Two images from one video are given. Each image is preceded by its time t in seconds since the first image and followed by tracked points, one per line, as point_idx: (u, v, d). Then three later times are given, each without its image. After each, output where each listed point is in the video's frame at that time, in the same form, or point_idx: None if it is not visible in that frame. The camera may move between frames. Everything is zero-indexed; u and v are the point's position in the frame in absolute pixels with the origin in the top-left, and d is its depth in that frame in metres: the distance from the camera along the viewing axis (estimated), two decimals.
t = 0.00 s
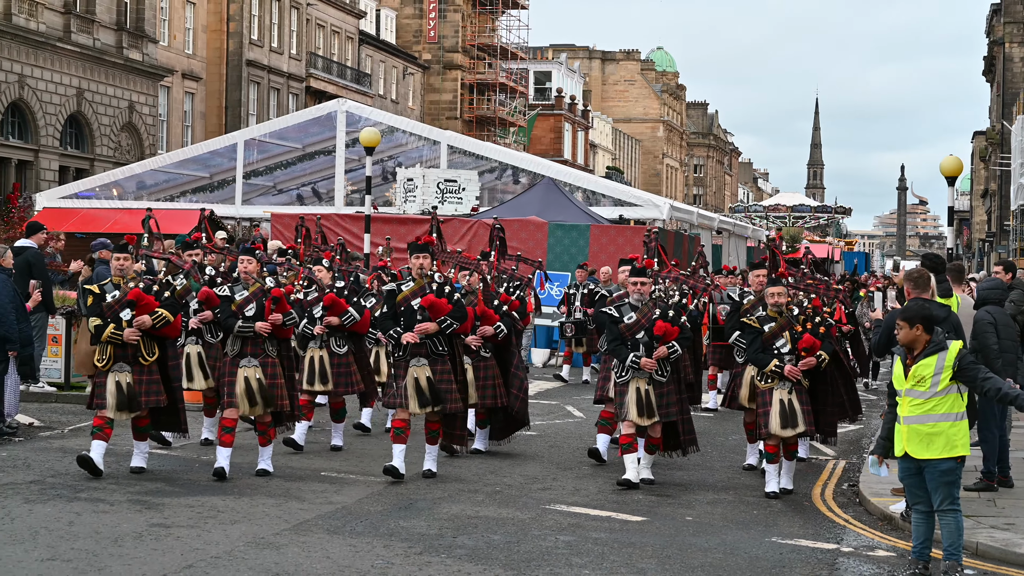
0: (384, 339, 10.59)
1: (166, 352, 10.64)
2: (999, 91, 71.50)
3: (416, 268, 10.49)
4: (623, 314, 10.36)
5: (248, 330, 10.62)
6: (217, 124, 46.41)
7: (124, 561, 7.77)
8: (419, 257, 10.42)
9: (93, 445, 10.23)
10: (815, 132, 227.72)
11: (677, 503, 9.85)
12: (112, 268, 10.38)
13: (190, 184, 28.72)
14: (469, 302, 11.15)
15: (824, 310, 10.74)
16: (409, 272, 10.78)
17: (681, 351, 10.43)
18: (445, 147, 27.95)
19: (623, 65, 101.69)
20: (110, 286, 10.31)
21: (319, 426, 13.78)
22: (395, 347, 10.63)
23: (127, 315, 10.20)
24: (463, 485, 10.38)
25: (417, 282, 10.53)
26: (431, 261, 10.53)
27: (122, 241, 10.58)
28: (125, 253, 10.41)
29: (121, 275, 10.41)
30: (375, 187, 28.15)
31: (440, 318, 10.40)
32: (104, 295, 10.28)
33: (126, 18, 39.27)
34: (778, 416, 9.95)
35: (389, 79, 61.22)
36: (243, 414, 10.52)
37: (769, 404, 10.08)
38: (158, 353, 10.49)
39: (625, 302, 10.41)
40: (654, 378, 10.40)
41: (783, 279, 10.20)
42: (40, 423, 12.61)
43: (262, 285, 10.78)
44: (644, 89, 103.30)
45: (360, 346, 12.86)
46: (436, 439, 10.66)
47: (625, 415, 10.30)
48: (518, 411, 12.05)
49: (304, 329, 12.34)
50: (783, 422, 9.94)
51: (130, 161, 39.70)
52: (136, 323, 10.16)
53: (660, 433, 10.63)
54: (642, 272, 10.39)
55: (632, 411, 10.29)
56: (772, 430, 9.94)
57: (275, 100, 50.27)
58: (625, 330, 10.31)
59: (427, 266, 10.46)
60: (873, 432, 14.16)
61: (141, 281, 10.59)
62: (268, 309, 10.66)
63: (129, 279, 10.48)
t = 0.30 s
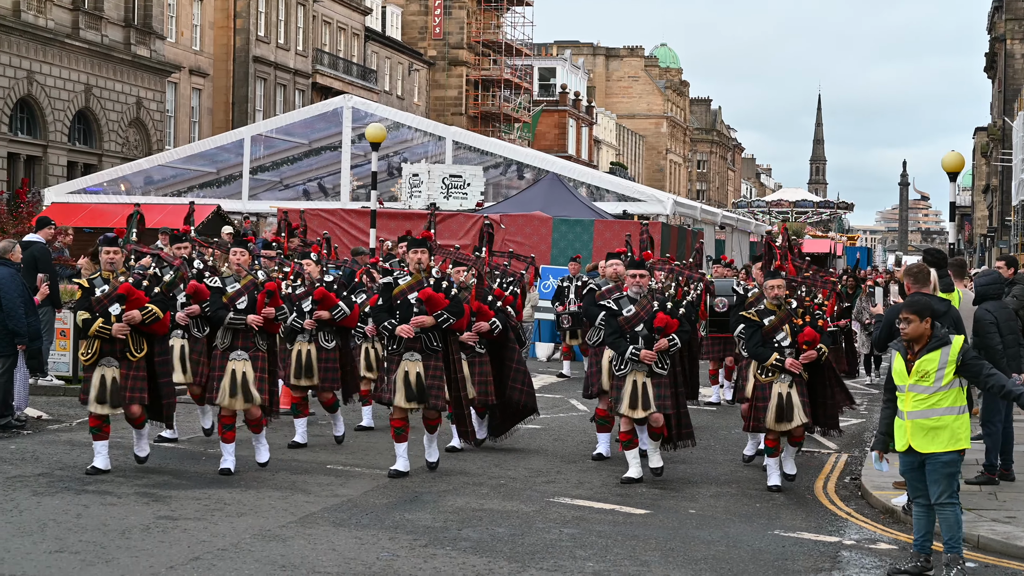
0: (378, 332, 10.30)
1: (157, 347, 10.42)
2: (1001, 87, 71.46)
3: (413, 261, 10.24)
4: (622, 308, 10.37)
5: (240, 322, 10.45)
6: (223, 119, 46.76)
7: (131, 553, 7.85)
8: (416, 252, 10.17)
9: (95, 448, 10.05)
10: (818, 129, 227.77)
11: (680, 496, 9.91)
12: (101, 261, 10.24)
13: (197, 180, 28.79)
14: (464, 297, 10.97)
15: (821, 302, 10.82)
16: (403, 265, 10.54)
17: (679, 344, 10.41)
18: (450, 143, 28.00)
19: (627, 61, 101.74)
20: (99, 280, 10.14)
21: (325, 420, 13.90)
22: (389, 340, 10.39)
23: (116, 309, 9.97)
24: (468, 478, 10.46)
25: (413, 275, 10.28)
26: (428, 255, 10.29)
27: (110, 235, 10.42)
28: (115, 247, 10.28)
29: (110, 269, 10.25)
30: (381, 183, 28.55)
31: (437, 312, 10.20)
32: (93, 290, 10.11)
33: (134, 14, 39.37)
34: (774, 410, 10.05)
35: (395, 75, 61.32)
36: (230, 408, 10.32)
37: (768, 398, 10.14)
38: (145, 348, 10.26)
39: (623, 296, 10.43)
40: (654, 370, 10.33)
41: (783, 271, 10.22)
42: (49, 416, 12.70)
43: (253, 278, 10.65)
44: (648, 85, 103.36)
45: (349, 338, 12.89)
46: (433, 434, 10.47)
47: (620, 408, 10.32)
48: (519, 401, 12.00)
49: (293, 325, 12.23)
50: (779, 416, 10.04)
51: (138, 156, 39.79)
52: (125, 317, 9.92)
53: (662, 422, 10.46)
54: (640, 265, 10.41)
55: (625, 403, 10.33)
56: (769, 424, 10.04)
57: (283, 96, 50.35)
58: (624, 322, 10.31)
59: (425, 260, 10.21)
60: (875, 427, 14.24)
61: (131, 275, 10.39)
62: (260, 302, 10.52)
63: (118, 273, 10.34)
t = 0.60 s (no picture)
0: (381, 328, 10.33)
1: (155, 344, 10.22)
2: (999, 85, 71.58)
3: (415, 257, 10.29)
4: (623, 306, 10.39)
5: (239, 322, 10.43)
6: (229, 118, 46.84)
7: (139, 548, 7.94)
8: (419, 248, 10.24)
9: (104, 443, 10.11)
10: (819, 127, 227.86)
11: (682, 491, 10.01)
12: (100, 257, 9.99)
13: (203, 178, 28.96)
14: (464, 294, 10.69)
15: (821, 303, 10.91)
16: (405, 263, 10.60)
17: (681, 344, 10.41)
18: (453, 142, 28.04)
19: (629, 60, 101.82)
20: (97, 276, 9.94)
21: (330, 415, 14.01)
22: (393, 338, 10.47)
23: (115, 306, 9.80)
24: (471, 473, 10.55)
25: (415, 272, 10.30)
26: (430, 252, 10.36)
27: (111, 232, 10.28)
28: (114, 242, 9.99)
29: (109, 265, 10.03)
30: (385, 181, 28.51)
31: (440, 310, 10.25)
32: (92, 285, 9.91)
33: (142, 14, 39.52)
34: (775, 407, 10.08)
35: (399, 74, 61.42)
36: (228, 408, 10.15)
37: (770, 396, 10.22)
38: (145, 346, 10.06)
39: (626, 295, 10.45)
40: (655, 370, 10.31)
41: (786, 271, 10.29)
42: (57, 412, 12.80)
43: (250, 277, 10.68)
44: (650, 84, 103.50)
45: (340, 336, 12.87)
46: (433, 433, 10.30)
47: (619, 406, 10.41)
48: (513, 401, 11.81)
49: (288, 322, 12.38)
50: (778, 413, 10.06)
51: (145, 155, 39.91)
52: (125, 314, 9.74)
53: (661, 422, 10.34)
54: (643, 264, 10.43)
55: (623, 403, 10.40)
56: (768, 422, 10.05)
57: (288, 95, 50.46)
58: (625, 322, 10.33)
59: (427, 256, 10.29)
60: (874, 422, 14.31)
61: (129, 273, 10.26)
62: (259, 302, 10.49)
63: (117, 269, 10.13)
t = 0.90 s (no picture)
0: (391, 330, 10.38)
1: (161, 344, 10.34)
2: (1001, 86, 71.62)
3: (425, 261, 10.35)
4: (632, 307, 10.35)
5: (245, 322, 10.40)
6: (238, 120, 47.00)
7: (148, 545, 8.04)
8: (427, 249, 10.28)
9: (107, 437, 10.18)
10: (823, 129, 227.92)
11: (686, 489, 10.09)
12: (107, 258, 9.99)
13: (212, 179, 29.08)
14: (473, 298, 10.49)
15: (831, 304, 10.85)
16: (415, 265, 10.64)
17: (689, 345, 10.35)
18: (459, 143, 28.17)
19: (633, 62, 101.90)
20: (106, 277, 10.00)
21: (337, 414, 14.11)
22: (402, 340, 10.49)
23: (125, 306, 9.88)
24: (477, 471, 10.65)
25: (425, 274, 10.37)
26: (439, 254, 10.39)
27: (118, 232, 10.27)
28: (123, 244, 9.98)
29: (118, 266, 10.07)
30: (392, 182, 28.55)
31: (451, 310, 10.25)
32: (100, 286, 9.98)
33: (151, 16, 39.75)
34: (785, 409, 10.02)
35: (406, 76, 61.56)
36: (238, 410, 10.24)
37: (779, 396, 10.16)
38: (153, 347, 10.17)
39: (634, 295, 10.41)
40: (663, 372, 10.25)
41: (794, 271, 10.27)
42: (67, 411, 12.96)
43: (255, 277, 10.55)
44: (654, 86, 103.59)
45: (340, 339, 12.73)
46: (441, 438, 10.25)
47: (626, 408, 10.28)
48: (507, 405, 11.75)
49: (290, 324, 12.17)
50: (789, 416, 10.00)
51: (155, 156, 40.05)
52: (133, 314, 9.81)
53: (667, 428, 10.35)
54: (654, 264, 10.35)
55: (633, 402, 10.26)
56: (779, 423, 10.01)
57: (296, 97, 50.62)
58: (633, 322, 10.31)
59: (436, 258, 10.34)
60: (878, 421, 14.37)
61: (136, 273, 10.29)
62: (266, 301, 10.46)
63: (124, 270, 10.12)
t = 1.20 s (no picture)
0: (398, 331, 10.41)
1: (164, 345, 10.29)
2: (1001, 89, 71.69)
3: (429, 260, 10.36)
4: (634, 307, 10.37)
5: (249, 325, 10.34)
6: (246, 123, 47.11)
7: (157, 543, 8.14)
8: (433, 248, 10.33)
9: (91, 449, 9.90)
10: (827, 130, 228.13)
11: (690, 488, 10.20)
12: (108, 259, 9.96)
13: (221, 181, 29.18)
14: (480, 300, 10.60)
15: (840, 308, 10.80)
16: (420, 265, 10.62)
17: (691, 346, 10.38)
18: (464, 146, 28.15)
19: (637, 66, 102.00)
20: (107, 278, 9.87)
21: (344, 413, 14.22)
22: (408, 340, 10.45)
23: (127, 308, 9.78)
24: (483, 470, 10.76)
25: (431, 274, 10.33)
26: (444, 254, 10.43)
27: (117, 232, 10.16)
28: (124, 244, 10.01)
29: (119, 267, 10.02)
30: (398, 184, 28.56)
31: (457, 308, 10.29)
32: (101, 288, 9.86)
33: (161, 20, 40.02)
34: (794, 409, 10.06)
35: (413, 80, 61.75)
36: (242, 410, 10.20)
37: (783, 397, 10.20)
38: (155, 348, 10.12)
39: (636, 295, 10.42)
40: (666, 372, 10.31)
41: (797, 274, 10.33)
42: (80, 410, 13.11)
43: (259, 277, 10.49)
44: (658, 89, 103.72)
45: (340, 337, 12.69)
46: (448, 437, 10.44)
47: (635, 410, 10.21)
48: (512, 405, 11.52)
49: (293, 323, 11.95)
50: (798, 416, 10.06)
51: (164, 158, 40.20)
52: (136, 317, 9.73)
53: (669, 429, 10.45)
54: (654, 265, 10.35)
55: (644, 405, 10.20)
56: (789, 423, 10.05)
57: (303, 101, 50.80)
58: (636, 323, 10.32)
59: (442, 257, 10.35)
60: (880, 420, 14.44)
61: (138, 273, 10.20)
62: (270, 303, 10.40)
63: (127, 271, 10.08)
